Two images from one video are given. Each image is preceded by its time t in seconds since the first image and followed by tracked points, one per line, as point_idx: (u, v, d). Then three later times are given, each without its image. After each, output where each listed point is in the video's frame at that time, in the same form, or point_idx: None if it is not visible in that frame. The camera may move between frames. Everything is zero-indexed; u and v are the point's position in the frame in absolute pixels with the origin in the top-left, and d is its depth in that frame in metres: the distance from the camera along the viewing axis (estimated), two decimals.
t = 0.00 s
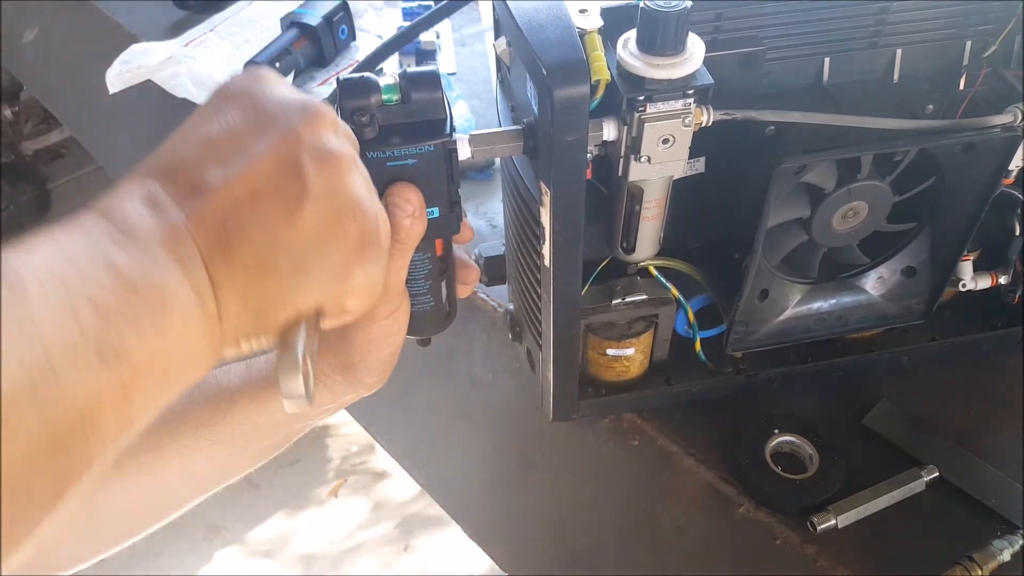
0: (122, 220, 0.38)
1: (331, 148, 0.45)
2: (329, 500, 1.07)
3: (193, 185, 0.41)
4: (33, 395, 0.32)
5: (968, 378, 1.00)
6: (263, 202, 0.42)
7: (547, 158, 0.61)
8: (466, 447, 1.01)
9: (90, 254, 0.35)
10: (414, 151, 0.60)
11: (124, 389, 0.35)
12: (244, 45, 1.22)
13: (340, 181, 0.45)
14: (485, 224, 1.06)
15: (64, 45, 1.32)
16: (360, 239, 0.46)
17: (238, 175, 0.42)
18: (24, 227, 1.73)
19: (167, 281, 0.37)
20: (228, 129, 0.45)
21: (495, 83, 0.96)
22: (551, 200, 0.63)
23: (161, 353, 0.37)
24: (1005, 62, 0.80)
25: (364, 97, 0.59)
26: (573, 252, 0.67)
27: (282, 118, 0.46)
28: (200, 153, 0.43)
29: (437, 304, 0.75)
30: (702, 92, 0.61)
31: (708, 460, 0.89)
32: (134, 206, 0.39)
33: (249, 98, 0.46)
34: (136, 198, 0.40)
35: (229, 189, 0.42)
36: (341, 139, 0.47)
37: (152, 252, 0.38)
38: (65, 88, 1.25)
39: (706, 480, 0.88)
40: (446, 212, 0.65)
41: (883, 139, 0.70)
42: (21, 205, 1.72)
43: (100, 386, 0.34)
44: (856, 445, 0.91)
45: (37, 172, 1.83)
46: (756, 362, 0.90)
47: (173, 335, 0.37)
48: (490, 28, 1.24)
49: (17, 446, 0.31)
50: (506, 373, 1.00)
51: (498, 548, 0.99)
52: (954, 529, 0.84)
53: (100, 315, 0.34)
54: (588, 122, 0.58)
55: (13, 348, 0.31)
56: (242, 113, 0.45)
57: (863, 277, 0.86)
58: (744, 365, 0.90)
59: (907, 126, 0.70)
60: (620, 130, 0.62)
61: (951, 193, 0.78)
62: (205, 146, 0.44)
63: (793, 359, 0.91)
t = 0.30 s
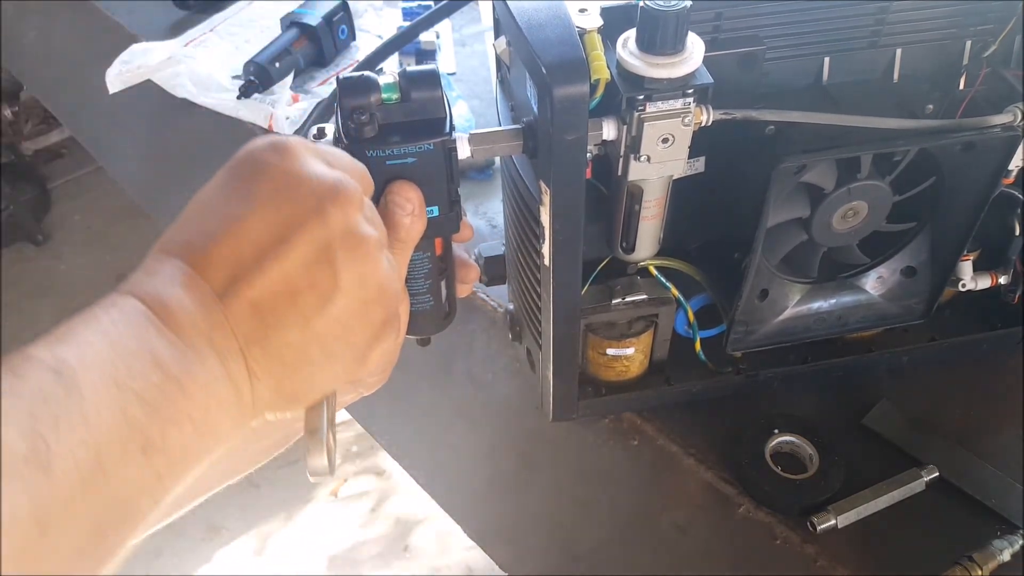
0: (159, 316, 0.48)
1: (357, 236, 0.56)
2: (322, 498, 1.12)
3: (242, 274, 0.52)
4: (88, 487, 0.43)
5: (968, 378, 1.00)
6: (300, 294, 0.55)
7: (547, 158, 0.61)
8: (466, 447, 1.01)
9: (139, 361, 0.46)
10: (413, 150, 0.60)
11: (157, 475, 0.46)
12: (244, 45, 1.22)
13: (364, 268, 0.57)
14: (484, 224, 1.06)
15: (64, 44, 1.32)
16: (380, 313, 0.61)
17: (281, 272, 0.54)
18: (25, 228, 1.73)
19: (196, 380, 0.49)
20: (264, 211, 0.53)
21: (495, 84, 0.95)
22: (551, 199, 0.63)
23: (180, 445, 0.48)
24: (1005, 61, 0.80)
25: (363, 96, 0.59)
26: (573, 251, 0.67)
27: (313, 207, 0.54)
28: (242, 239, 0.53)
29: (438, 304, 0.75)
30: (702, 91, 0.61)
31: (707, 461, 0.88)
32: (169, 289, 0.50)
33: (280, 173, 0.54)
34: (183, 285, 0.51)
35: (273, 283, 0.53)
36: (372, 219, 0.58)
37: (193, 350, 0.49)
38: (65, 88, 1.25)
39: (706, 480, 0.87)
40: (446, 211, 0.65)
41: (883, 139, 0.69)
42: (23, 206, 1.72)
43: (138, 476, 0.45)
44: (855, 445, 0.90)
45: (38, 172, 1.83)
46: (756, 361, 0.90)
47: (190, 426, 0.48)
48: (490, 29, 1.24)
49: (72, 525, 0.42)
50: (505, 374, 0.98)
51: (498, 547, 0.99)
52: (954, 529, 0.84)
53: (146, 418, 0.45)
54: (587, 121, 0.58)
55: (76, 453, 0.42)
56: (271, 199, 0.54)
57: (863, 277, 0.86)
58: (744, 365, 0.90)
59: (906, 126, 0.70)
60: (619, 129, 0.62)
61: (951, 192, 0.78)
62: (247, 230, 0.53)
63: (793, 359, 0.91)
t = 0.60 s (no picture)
0: (182, 356, 0.49)
1: (377, 280, 0.57)
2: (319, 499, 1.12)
3: (265, 322, 0.53)
4: (123, 530, 0.43)
5: (968, 379, 1.00)
6: (320, 341, 0.56)
7: (547, 157, 0.61)
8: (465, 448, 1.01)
9: (167, 404, 0.47)
10: (414, 148, 0.60)
11: (186, 513, 0.48)
12: (244, 45, 1.21)
13: (383, 310, 0.58)
14: (484, 224, 1.06)
15: (63, 44, 1.32)
16: (398, 350, 0.62)
17: (302, 319, 0.54)
18: (26, 227, 1.73)
19: (220, 422, 0.50)
20: (287, 256, 0.53)
21: (495, 83, 0.94)
22: (551, 198, 0.63)
23: (204, 483, 0.49)
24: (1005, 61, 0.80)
25: (363, 95, 0.58)
26: (573, 251, 0.67)
27: (331, 254, 0.54)
28: (263, 286, 0.53)
29: (438, 304, 0.75)
30: (702, 91, 0.61)
31: (707, 461, 0.88)
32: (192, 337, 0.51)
33: (299, 215, 0.54)
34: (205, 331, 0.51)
35: (294, 331, 0.54)
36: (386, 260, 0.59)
37: (217, 396, 0.50)
38: (64, 88, 1.25)
39: (706, 480, 0.87)
40: (446, 210, 0.65)
41: (882, 139, 0.69)
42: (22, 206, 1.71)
43: (167, 514, 0.46)
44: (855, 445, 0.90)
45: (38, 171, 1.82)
46: (756, 361, 0.90)
47: (212, 465, 0.50)
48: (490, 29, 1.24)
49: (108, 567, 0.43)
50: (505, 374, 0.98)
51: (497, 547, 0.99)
52: (954, 529, 0.84)
53: (176, 460, 0.46)
54: (587, 120, 0.58)
55: (111, 496, 0.43)
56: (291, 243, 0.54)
57: (863, 277, 0.86)
58: (744, 365, 0.90)
59: (906, 125, 0.70)
60: (619, 129, 0.62)
61: (951, 192, 0.79)
62: (267, 277, 0.53)
63: (793, 359, 0.91)
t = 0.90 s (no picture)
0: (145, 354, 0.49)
1: (345, 267, 0.58)
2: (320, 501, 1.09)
3: (228, 311, 0.53)
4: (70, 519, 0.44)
5: (968, 378, 1.00)
6: (289, 320, 0.56)
7: (547, 157, 0.61)
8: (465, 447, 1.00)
9: (122, 396, 0.47)
10: (414, 149, 0.60)
11: (142, 507, 0.47)
12: (244, 46, 1.21)
13: (350, 298, 0.59)
14: (484, 224, 1.07)
15: (63, 44, 1.33)
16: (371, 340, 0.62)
17: (269, 307, 0.55)
18: (26, 228, 1.73)
19: (188, 412, 0.49)
20: (250, 251, 0.55)
21: (495, 83, 0.94)
22: (551, 199, 0.63)
23: (169, 478, 0.48)
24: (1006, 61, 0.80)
25: (363, 96, 0.59)
26: (573, 251, 0.67)
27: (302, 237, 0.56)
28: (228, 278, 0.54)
29: (439, 305, 0.75)
30: (702, 91, 0.61)
31: (707, 461, 0.89)
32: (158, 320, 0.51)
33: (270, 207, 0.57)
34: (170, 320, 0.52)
35: (261, 321, 0.55)
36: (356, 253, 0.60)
37: (184, 384, 0.50)
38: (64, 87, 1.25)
39: (706, 480, 0.88)
40: (446, 211, 0.65)
41: (882, 139, 0.69)
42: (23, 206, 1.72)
43: (122, 508, 0.46)
44: (854, 446, 0.90)
45: (39, 172, 1.81)
46: (756, 362, 0.90)
47: (178, 458, 0.49)
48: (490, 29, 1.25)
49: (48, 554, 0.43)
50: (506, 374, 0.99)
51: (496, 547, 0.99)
52: (955, 530, 0.84)
53: (129, 450, 0.46)
54: (588, 120, 0.58)
55: (54, 486, 0.43)
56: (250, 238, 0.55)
57: (863, 277, 0.86)
58: (744, 365, 0.90)
59: (906, 126, 0.70)
60: (620, 129, 0.62)
61: (951, 192, 0.79)
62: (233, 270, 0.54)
63: (793, 360, 0.91)
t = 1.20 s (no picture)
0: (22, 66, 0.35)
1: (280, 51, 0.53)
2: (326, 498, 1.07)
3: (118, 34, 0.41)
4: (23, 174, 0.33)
5: (968, 378, 1.00)
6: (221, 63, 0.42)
7: (548, 158, 0.61)
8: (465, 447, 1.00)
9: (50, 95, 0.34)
10: (415, 153, 0.60)
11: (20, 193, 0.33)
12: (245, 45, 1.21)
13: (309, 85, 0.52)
14: (484, 225, 1.07)
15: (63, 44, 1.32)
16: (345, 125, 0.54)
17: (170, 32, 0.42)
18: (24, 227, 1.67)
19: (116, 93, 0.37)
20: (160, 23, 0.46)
21: (495, 83, 0.94)
22: (552, 201, 0.63)
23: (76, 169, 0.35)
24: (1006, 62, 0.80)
25: (363, 100, 0.58)
26: (573, 252, 0.67)
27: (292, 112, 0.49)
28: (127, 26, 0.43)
29: (440, 307, 0.75)
30: (703, 92, 0.61)
31: (708, 461, 0.91)
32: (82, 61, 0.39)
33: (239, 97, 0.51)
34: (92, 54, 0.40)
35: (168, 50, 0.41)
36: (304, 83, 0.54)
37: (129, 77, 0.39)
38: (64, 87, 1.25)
39: (706, 480, 0.90)
40: (447, 214, 0.65)
41: (883, 139, 0.69)
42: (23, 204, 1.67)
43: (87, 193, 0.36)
44: (854, 447, 0.91)
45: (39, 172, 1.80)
46: (756, 362, 0.90)
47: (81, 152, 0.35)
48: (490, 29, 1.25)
49: None
50: (504, 372, 1.03)
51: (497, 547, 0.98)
52: (955, 530, 0.84)
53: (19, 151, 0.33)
54: (589, 122, 0.58)
55: None
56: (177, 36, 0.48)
57: (863, 277, 0.86)
58: (744, 365, 0.90)
59: (907, 125, 0.70)
60: (621, 131, 0.62)
61: (951, 192, 0.79)
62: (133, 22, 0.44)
63: (793, 360, 0.91)
